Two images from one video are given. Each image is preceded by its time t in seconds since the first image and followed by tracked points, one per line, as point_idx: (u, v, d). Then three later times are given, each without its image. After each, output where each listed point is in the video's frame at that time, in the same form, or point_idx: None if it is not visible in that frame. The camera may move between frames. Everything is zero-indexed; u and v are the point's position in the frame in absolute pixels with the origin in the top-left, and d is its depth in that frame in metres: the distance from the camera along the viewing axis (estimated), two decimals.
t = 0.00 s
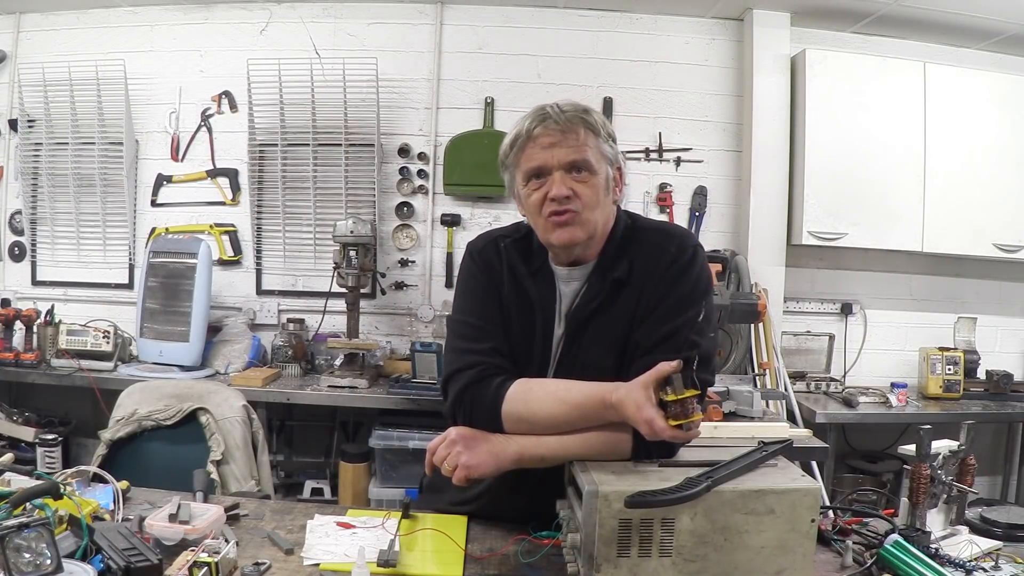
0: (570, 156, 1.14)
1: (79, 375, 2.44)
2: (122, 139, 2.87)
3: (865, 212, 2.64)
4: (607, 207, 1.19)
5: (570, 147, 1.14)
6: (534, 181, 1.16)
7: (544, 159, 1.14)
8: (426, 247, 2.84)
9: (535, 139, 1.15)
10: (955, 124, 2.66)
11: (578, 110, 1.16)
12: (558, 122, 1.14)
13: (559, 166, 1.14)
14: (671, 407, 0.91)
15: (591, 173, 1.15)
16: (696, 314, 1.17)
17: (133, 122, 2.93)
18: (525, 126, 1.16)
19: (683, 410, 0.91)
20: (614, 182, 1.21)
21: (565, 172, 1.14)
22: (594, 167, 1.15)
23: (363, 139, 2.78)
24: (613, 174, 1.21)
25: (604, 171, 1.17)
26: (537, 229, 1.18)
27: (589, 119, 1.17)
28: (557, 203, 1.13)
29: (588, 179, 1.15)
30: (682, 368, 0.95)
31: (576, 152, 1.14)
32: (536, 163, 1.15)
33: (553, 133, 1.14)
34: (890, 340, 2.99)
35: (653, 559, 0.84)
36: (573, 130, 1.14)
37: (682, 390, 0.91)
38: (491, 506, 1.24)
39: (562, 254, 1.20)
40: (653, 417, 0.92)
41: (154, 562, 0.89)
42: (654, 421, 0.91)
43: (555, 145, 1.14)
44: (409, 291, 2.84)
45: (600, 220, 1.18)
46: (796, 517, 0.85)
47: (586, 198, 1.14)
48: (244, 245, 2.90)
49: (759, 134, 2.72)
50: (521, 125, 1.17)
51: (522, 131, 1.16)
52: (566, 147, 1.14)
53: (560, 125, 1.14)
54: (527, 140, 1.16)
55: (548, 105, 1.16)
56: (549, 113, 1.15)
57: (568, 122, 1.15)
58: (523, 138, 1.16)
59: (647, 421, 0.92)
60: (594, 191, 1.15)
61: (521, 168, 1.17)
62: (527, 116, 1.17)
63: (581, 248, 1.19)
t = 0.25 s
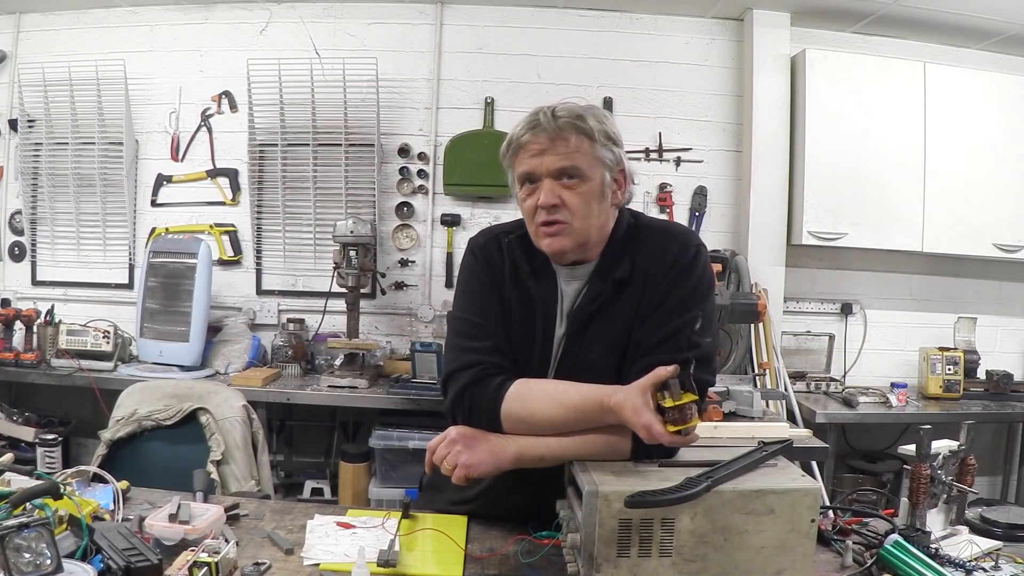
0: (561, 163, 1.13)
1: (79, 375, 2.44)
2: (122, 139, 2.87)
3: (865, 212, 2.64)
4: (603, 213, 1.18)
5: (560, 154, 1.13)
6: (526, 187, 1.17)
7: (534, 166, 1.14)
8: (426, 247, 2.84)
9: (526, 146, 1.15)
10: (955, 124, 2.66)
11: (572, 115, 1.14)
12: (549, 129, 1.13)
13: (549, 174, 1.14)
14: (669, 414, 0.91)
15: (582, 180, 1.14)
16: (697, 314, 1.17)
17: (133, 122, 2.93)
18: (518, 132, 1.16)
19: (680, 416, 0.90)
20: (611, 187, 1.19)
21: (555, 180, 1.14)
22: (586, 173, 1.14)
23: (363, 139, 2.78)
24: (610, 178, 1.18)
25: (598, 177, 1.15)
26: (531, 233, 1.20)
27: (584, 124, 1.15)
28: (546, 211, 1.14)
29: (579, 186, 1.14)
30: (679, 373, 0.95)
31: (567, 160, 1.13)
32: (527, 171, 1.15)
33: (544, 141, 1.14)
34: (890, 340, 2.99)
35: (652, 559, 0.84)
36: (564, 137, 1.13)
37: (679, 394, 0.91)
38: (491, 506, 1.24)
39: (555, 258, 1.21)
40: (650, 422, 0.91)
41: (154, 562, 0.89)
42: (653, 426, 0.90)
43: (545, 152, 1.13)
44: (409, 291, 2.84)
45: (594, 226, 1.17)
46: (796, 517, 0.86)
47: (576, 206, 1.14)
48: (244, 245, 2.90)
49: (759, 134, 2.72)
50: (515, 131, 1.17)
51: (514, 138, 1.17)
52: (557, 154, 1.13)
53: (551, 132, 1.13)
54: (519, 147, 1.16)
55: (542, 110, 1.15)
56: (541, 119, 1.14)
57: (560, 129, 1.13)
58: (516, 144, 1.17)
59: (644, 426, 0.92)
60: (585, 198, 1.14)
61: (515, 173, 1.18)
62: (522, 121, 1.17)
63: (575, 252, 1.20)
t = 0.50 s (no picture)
0: (553, 178, 1.11)
1: (79, 375, 2.44)
2: (122, 139, 2.88)
3: (865, 212, 2.64)
4: (599, 224, 1.17)
5: (552, 169, 1.11)
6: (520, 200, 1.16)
7: (526, 181, 1.13)
8: (426, 247, 2.84)
9: (517, 161, 1.13)
10: (955, 124, 2.66)
11: (564, 128, 1.11)
12: (541, 144, 1.11)
13: (542, 189, 1.12)
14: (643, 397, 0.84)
15: (575, 194, 1.12)
16: (695, 313, 1.18)
17: (134, 122, 2.93)
18: (509, 146, 1.14)
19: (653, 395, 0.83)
20: (606, 197, 1.17)
21: (548, 195, 1.12)
22: (580, 187, 1.12)
23: (363, 139, 2.78)
24: (605, 188, 1.16)
25: (593, 189, 1.13)
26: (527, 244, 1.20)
27: (576, 137, 1.12)
28: (539, 226, 1.13)
29: (573, 200, 1.13)
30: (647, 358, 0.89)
31: (559, 174, 1.11)
32: (520, 185, 1.14)
33: (535, 156, 1.12)
34: (890, 340, 2.99)
35: (652, 558, 0.84)
36: (557, 152, 1.11)
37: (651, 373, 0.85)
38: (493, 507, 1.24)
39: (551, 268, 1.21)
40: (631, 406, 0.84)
41: (154, 562, 0.89)
42: (632, 412, 0.84)
43: (537, 168, 1.12)
44: (409, 291, 2.84)
45: (590, 237, 1.16)
46: (796, 517, 0.86)
47: (571, 220, 1.13)
48: (244, 245, 2.90)
49: (759, 134, 2.72)
50: (507, 144, 1.15)
51: (506, 152, 1.15)
52: (549, 169, 1.11)
53: (542, 148, 1.11)
54: (511, 161, 1.14)
55: (534, 123, 1.12)
56: (532, 134, 1.12)
57: (551, 143, 1.11)
58: (508, 158, 1.15)
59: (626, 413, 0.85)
60: (580, 212, 1.13)
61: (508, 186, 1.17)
62: (514, 134, 1.15)
63: (571, 262, 1.19)
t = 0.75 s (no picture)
0: (552, 173, 1.11)
1: (79, 375, 2.44)
2: (122, 138, 2.87)
3: (865, 212, 2.64)
4: (597, 219, 1.17)
5: (551, 165, 1.10)
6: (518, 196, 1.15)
7: (525, 178, 1.12)
8: (426, 247, 2.84)
9: (516, 157, 1.13)
10: (955, 124, 2.66)
11: (563, 124, 1.11)
12: (540, 140, 1.11)
13: (541, 185, 1.12)
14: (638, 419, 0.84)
15: (574, 189, 1.12)
16: (693, 314, 1.17)
17: (134, 122, 2.93)
18: (508, 142, 1.14)
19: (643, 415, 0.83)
20: (604, 193, 1.17)
21: (547, 190, 1.12)
22: (579, 182, 1.12)
23: (363, 139, 2.78)
24: (603, 184, 1.16)
25: (592, 185, 1.13)
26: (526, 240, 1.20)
27: (574, 132, 1.12)
28: (539, 222, 1.13)
29: (572, 195, 1.12)
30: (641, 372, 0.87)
31: (558, 170, 1.10)
32: (518, 182, 1.13)
33: (534, 152, 1.11)
34: (890, 340, 2.99)
35: (653, 559, 0.84)
36: (556, 148, 1.10)
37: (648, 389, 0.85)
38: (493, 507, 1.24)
39: (549, 265, 1.21)
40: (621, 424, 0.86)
41: (154, 562, 0.89)
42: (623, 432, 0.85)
43: (536, 164, 1.11)
44: (409, 291, 2.85)
45: (588, 233, 1.16)
46: (796, 517, 0.86)
47: (570, 215, 1.12)
48: (244, 245, 2.90)
49: (759, 134, 2.72)
50: (505, 140, 1.15)
51: (505, 148, 1.14)
52: (547, 165, 1.11)
53: (541, 144, 1.11)
54: (510, 158, 1.14)
55: (533, 119, 1.12)
56: (531, 130, 1.12)
57: (551, 139, 1.11)
58: (506, 154, 1.15)
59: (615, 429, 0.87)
60: (578, 207, 1.13)
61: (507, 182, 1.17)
62: (512, 131, 1.15)
63: (570, 258, 1.19)
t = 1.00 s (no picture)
0: (561, 157, 1.14)
1: (79, 375, 2.44)
2: (122, 139, 2.88)
3: (865, 212, 2.64)
4: (601, 208, 1.18)
5: (561, 147, 1.13)
6: (526, 180, 1.17)
7: (534, 160, 1.14)
8: (426, 247, 2.84)
9: (526, 140, 1.16)
10: (955, 123, 2.66)
11: (572, 112, 1.16)
12: (551, 124, 1.14)
13: (550, 167, 1.14)
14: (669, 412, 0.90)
15: (582, 174, 1.14)
16: (692, 314, 1.18)
17: (133, 122, 2.93)
18: (518, 126, 1.17)
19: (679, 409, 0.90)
20: (608, 184, 1.19)
21: (555, 173, 1.14)
22: (586, 167, 1.15)
23: (363, 139, 2.78)
24: (608, 175, 1.19)
25: (598, 172, 1.16)
26: (529, 228, 1.19)
27: (583, 120, 1.16)
28: (545, 205, 1.13)
29: (580, 180, 1.14)
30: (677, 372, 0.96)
31: (567, 152, 1.13)
32: (527, 164, 1.15)
33: (545, 135, 1.14)
34: (890, 340, 2.99)
35: (653, 559, 0.84)
36: (566, 132, 1.14)
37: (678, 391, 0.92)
38: (493, 508, 1.24)
39: (552, 254, 1.21)
40: (649, 420, 0.91)
41: (154, 562, 0.89)
42: (652, 423, 0.90)
43: (545, 146, 1.14)
44: (409, 291, 2.85)
45: (593, 221, 1.17)
46: (795, 517, 0.86)
47: (576, 199, 1.14)
48: (244, 245, 2.90)
49: (759, 134, 2.72)
50: (515, 126, 1.18)
51: (515, 132, 1.17)
52: (557, 147, 1.14)
53: (552, 127, 1.14)
54: (520, 141, 1.17)
55: (543, 106, 1.17)
56: (542, 114, 1.15)
57: (561, 124, 1.14)
58: (516, 138, 1.17)
59: (643, 425, 0.91)
60: (585, 192, 1.14)
61: (514, 167, 1.18)
62: (522, 117, 1.18)
63: (573, 247, 1.19)
